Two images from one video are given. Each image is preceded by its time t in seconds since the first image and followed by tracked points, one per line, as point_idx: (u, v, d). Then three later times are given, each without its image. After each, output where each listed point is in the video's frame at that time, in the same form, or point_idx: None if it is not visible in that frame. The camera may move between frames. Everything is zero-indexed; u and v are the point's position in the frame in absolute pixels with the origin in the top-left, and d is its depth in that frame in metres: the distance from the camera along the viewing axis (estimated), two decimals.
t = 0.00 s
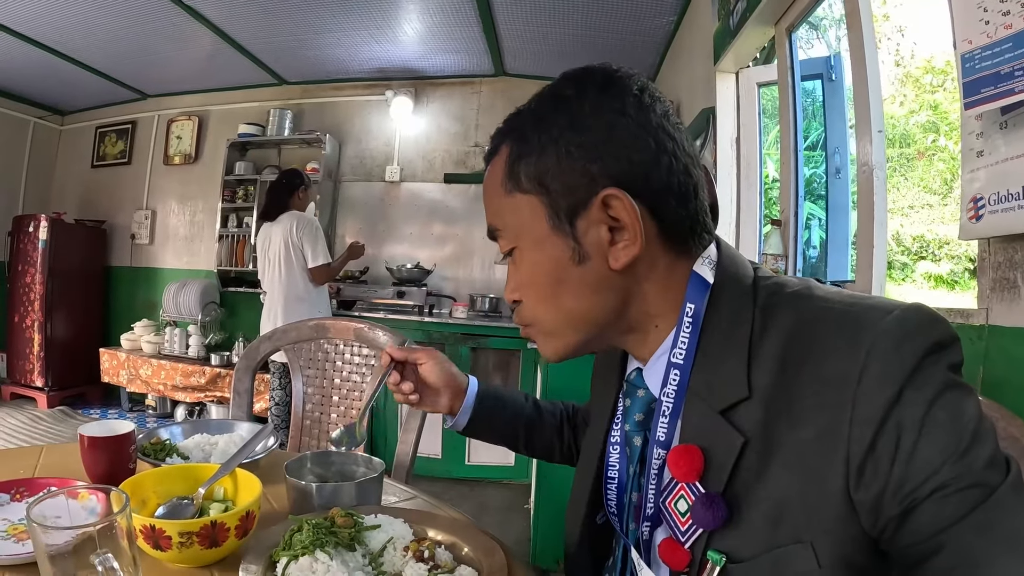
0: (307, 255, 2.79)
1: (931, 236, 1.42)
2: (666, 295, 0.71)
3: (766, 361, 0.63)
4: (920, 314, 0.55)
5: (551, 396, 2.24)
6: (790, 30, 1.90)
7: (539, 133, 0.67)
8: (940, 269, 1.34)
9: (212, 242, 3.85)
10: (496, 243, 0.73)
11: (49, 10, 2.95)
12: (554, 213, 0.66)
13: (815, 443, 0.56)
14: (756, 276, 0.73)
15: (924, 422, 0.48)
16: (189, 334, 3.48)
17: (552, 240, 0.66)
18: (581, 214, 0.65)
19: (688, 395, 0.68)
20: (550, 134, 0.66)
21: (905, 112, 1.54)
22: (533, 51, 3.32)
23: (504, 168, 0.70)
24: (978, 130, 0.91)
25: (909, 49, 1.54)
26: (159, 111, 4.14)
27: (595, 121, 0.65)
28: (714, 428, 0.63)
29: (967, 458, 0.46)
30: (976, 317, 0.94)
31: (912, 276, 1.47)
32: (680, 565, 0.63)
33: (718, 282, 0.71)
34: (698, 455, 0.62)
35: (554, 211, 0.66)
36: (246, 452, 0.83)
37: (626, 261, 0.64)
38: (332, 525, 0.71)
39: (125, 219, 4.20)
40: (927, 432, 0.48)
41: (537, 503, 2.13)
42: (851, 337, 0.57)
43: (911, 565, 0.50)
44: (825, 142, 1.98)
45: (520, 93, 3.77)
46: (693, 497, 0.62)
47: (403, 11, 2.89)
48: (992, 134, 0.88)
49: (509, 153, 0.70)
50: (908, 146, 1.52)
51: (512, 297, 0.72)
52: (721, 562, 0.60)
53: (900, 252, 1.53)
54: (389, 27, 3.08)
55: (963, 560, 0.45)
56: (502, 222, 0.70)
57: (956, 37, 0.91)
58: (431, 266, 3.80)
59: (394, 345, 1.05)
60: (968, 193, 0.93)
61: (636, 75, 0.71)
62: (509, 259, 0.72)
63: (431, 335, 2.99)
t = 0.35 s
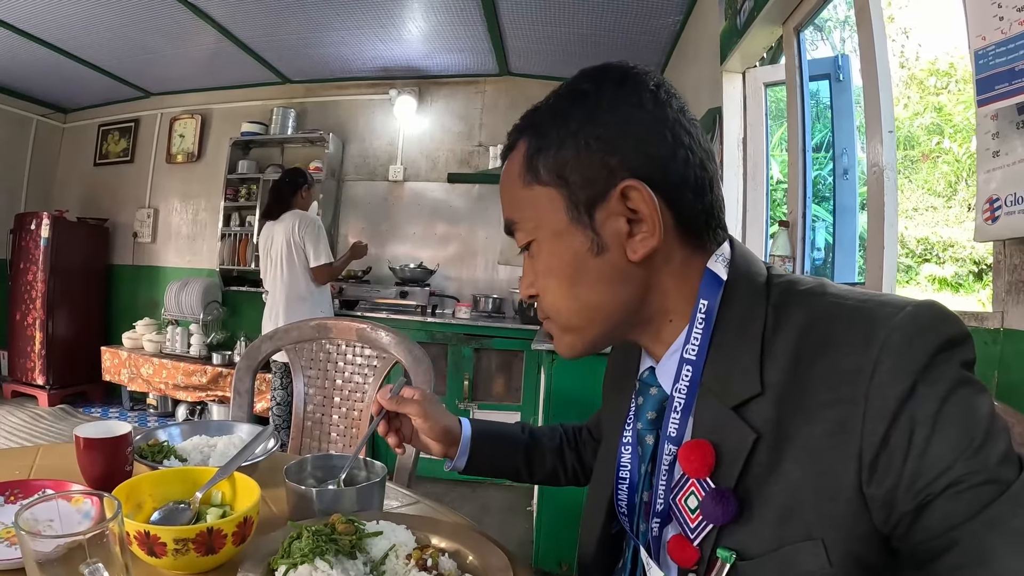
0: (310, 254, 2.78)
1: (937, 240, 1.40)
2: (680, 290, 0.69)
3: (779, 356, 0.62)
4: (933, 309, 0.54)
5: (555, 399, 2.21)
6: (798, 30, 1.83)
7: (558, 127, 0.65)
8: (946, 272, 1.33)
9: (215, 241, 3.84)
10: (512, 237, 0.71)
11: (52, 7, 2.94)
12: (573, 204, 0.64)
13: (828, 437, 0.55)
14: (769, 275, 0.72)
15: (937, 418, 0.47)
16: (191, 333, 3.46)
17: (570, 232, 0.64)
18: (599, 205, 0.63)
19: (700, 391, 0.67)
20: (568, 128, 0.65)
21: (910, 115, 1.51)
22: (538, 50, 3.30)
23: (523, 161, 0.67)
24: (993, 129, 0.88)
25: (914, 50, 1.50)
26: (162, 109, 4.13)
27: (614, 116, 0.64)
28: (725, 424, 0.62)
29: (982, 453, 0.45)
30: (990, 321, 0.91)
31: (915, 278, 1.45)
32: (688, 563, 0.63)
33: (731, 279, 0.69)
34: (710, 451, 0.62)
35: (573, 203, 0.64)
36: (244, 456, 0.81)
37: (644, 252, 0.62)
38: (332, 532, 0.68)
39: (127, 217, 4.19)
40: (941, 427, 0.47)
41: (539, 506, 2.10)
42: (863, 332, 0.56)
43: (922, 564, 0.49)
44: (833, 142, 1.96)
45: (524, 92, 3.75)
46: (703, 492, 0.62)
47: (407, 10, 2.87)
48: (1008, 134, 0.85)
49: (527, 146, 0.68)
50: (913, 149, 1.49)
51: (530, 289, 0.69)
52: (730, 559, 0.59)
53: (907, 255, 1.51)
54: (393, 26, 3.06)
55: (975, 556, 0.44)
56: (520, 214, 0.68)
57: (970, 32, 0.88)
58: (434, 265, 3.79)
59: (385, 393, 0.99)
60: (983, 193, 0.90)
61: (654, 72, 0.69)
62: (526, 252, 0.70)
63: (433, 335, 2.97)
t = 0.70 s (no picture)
0: (310, 253, 2.78)
1: (939, 242, 1.40)
2: (689, 285, 0.69)
3: (787, 351, 0.62)
4: (941, 308, 0.54)
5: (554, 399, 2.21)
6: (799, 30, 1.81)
7: (570, 120, 0.65)
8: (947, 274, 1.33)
9: (216, 240, 3.84)
10: (524, 230, 0.71)
11: (56, 5, 2.95)
12: (585, 197, 0.64)
13: (835, 432, 0.55)
14: (778, 271, 0.72)
15: (944, 414, 0.47)
16: (192, 331, 3.46)
17: (582, 224, 0.64)
18: (611, 198, 0.63)
19: (707, 385, 0.66)
20: (581, 121, 0.65)
21: (913, 117, 1.52)
22: (540, 50, 3.30)
23: (535, 153, 0.67)
24: (994, 129, 0.88)
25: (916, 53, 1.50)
26: (165, 108, 4.14)
27: (627, 108, 0.63)
28: (732, 418, 0.62)
29: (989, 450, 0.44)
30: (990, 321, 0.91)
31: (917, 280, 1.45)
32: (691, 556, 0.62)
33: (741, 273, 0.69)
34: (716, 443, 0.61)
35: (585, 196, 0.64)
36: (241, 451, 0.81)
37: (655, 245, 0.62)
38: (327, 528, 0.68)
39: (129, 216, 4.19)
40: (947, 424, 0.47)
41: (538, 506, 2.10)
42: (872, 328, 0.57)
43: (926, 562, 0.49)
44: (834, 143, 1.96)
45: (526, 92, 3.75)
46: (708, 485, 0.61)
47: (409, 9, 2.87)
48: (1009, 133, 0.85)
49: (539, 139, 0.68)
50: (914, 152, 1.48)
51: (542, 282, 0.69)
52: (734, 552, 0.59)
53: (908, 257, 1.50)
54: (395, 26, 3.06)
55: (981, 552, 0.44)
56: (532, 207, 0.68)
57: (970, 30, 0.88)
58: (435, 265, 3.79)
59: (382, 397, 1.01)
60: (984, 192, 0.90)
61: (666, 68, 0.68)
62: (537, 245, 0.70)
63: (434, 335, 2.97)
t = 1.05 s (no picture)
0: (311, 252, 2.78)
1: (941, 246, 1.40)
2: (712, 273, 0.69)
3: (804, 344, 0.62)
4: (958, 303, 0.54)
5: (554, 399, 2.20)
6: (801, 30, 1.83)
7: (594, 109, 0.65)
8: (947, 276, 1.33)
9: (216, 239, 3.84)
10: (546, 230, 0.68)
11: (57, 3, 2.94)
12: (619, 187, 0.63)
13: (851, 425, 0.55)
14: (793, 266, 0.72)
15: (961, 410, 0.47)
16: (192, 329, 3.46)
17: (619, 215, 0.63)
18: (647, 186, 0.63)
19: (721, 379, 0.66)
20: (605, 110, 0.64)
21: (915, 120, 1.51)
22: (542, 51, 3.30)
23: (558, 147, 0.66)
24: (996, 127, 0.87)
25: (919, 55, 1.50)
26: (166, 106, 4.14)
27: (651, 95, 0.64)
28: (747, 411, 0.62)
29: (1004, 449, 0.44)
30: (992, 320, 0.91)
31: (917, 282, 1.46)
32: (701, 549, 0.62)
33: (757, 267, 0.69)
34: (730, 436, 0.61)
35: (619, 186, 0.63)
36: (238, 446, 0.80)
37: (695, 230, 0.63)
38: (325, 523, 0.68)
39: (130, 214, 4.19)
40: (963, 420, 0.46)
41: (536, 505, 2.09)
42: (889, 320, 0.56)
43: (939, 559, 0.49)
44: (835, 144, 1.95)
45: (527, 93, 3.75)
46: (721, 478, 0.62)
47: (411, 8, 2.87)
48: (1011, 131, 0.84)
49: (560, 132, 0.66)
50: (916, 155, 1.49)
51: (575, 282, 0.66)
52: (744, 547, 0.59)
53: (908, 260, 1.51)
54: (397, 25, 3.07)
55: (993, 550, 0.43)
56: (557, 203, 0.65)
57: (978, 31, 0.87)
58: (436, 264, 3.78)
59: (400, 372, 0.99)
60: (985, 190, 0.89)
61: (677, 57, 0.70)
62: (563, 246, 0.67)
63: (434, 334, 2.96)
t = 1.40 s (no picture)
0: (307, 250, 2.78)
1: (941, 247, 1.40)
2: (730, 261, 0.70)
3: (823, 334, 0.62)
4: (979, 298, 0.54)
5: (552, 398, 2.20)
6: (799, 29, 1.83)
7: (617, 90, 0.66)
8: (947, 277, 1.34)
9: (216, 237, 3.85)
10: (566, 212, 0.68)
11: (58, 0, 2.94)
12: (642, 170, 0.63)
13: (869, 415, 0.55)
14: (812, 258, 0.72)
15: (980, 403, 0.47)
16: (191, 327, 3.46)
17: (642, 198, 0.63)
18: (671, 170, 0.63)
19: (738, 365, 0.67)
20: (630, 92, 0.65)
21: (914, 121, 1.51)
22: (541, 50, 3.30)
23: (580, 127, 0.66)
24: (992, 121, 0.88)
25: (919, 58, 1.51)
26: (166, 105, 4.14)
27: (677, 79, 0.65)
28: (764, 400, 0.62)
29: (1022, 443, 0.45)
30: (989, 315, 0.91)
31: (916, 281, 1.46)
32: (712, 539, 0.62)
33: (776, 256, 0.70)
34: (745, 423, 0.61)
35: (642, 169, 0.64)
36: (231, 437, 0.80)
37: (718, 216, 0.63)
38: (315, 513, 0.68)
39: (130, 212, 4.20)
40: (983, 413, 0.47)
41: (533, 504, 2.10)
42: (909, 311, 0.56)
43: (955, 551, 0.49)
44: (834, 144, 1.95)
45: (527, 92, 3.75)
46: (736, 466, 0.61)
47: (411, 7, 2.87)
48: (1006, 125, 0.85)
49: (581, 114, 0.67)
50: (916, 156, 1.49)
51: (593, 265, 0.67)
52: (757, 535, 0.59)
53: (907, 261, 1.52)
54: (396, 24, 3.07)
55: (1010, 540, 0.43)
56: (579, 184, 0.65)
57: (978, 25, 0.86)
58: (435, 263, 3.79)
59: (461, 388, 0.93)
60: (981, 184, 0.90)
61: (699, 42, 0.71)
62: (582, 228, 0.67)
63: (433, 332, 2.96)
